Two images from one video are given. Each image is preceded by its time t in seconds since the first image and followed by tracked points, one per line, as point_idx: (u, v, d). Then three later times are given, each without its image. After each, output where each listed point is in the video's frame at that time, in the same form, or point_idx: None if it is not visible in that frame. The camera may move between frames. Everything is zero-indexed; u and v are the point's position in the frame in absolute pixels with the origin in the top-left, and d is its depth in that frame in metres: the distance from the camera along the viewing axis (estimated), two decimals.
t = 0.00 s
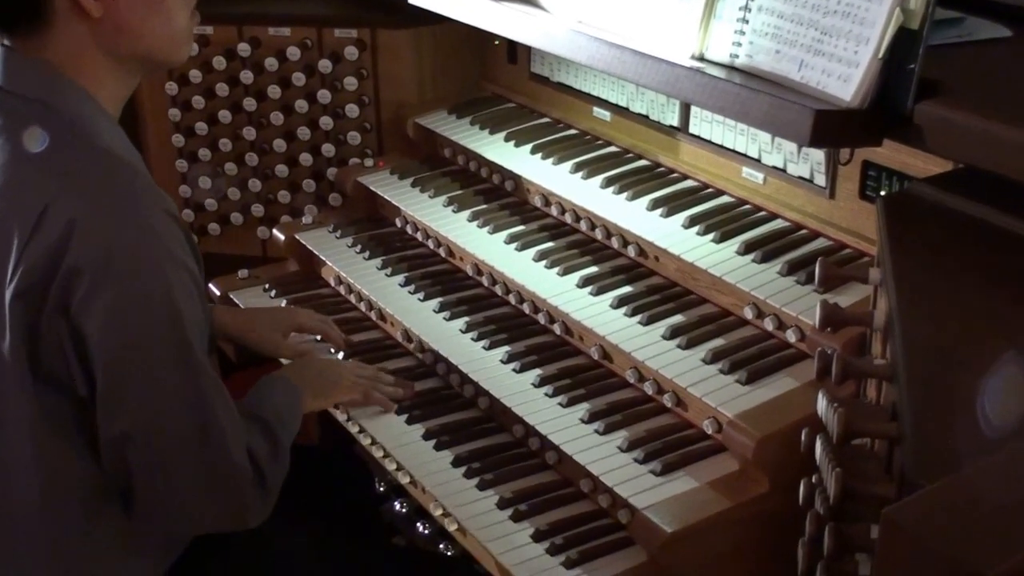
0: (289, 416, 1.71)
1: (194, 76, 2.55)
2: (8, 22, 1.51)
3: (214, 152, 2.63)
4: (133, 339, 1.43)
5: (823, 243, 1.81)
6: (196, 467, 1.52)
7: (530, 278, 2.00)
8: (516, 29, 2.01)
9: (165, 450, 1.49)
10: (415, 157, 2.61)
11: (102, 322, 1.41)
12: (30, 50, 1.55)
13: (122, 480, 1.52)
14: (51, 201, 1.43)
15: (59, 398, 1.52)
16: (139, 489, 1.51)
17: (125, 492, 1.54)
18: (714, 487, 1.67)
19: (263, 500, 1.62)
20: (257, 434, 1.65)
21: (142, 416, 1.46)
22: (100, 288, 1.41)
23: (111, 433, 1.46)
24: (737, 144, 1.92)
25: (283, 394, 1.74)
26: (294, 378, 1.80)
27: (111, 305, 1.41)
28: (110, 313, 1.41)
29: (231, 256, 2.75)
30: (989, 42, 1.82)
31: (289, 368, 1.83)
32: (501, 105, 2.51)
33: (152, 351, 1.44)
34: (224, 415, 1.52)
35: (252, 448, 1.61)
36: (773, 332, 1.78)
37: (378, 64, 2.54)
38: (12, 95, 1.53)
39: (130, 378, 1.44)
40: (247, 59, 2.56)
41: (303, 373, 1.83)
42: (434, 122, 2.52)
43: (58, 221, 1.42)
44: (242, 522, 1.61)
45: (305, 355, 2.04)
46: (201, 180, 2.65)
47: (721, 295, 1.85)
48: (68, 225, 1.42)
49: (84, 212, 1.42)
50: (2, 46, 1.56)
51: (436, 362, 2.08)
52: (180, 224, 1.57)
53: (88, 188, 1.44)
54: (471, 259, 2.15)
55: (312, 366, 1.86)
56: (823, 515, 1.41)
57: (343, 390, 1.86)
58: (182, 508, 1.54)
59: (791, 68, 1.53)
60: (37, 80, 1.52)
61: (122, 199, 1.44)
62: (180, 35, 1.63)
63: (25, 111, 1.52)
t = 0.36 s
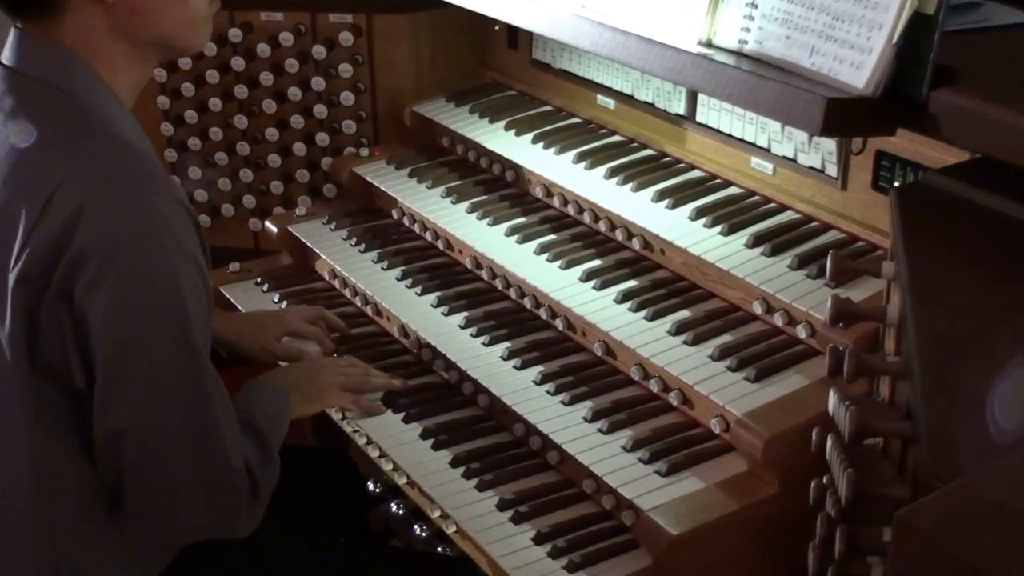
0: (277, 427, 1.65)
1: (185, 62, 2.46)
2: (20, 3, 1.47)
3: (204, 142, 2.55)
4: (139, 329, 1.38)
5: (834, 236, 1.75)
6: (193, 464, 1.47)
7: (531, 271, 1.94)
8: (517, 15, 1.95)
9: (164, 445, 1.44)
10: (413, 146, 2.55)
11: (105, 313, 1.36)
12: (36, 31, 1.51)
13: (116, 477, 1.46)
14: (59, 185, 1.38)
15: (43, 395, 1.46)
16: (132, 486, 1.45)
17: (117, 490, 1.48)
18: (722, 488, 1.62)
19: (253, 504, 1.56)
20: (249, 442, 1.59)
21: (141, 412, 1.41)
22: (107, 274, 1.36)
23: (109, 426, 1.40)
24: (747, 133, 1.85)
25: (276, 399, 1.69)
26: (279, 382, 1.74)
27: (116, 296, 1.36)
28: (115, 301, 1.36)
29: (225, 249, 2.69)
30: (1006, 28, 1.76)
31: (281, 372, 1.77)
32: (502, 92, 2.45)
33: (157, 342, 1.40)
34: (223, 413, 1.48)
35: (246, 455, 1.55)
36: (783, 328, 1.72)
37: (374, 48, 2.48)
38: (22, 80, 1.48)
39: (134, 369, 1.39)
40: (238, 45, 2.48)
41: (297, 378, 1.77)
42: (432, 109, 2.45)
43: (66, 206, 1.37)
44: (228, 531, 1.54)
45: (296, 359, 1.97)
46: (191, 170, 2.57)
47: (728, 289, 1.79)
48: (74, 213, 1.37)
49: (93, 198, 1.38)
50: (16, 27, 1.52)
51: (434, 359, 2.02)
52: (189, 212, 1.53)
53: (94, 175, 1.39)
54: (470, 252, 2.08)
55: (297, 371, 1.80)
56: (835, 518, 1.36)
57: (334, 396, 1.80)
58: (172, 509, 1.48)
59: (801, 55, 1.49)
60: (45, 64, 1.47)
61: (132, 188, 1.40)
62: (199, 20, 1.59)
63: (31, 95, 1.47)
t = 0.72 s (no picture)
0: (272, 427, 1.59)
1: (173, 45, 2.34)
2: None
3: (193, 128, 2.42)
4: (136, 319, 1.33)
5: (849, 227, 1.69)
6: (185, 460, 1.41)
7: (533, 263, 1.88)
8: None
9: (158, 439, 1.38)
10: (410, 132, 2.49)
11: (101, 302, 1.31)
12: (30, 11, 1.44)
13: (105, 474, 1.40)
14: (57, 168, 1.33)
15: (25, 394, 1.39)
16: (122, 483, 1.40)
17: (105, 488, 1.43)
18: (730, 488, 1.56)
19: (243, 504, 1.50)
20: (240, 446, 1.53)
21: (135, 405, 1.36)
22: (104, 261, 1.31)
23: (99, 418, 1.35)
24: (757, 120, 1.79)
25: (265, 403, 1.63)
26: (267, 392, 1.67)
27: (113, 285, 1.32)
28: (110, 289, 1.32)
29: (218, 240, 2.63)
30: None
31: (270, 376, 1.72)
32: (502, 77, 2.38)
33: (153, 333, 1.35)
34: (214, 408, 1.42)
35: (239, 459, 1.49)
36: (794, 322, 1.66)
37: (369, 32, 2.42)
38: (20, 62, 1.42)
39: (129, 361, 1.34)
40: (229, 28, 2.36)
41: (288, 376, 1.73)
42: (428, 94, 2.40)
43: (63, 189, 1.32)
44: (213, 537, 1.48)
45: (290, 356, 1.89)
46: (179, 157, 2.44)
47: (737, 281, 1.73)
48: (72, 197, 1.32)
49: (92, 182, 1.33)
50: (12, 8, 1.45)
51: (431, 354, 1.95)
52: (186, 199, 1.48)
53: (91, 158, 1.34)
54: (469, 243, 2.02)
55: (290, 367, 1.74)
56: (847, 517, 1.30)
57: (328, 393, 1.74)
58: (160, 509, 1.42)
59: (814, 38, 1.43)
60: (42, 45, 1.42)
61: (130, 172, 1.35)
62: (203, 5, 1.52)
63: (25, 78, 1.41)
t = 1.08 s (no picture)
0: (261, 411, 1.53)
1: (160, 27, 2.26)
2: None
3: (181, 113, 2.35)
4: (122, 306, 1.28)
5: (861, 215, 1.63)
6: (174, 452, 1.36)
7: (534, 252, 1.82)
8: None
9: (147, 429, 1.33)
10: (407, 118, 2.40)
11: (88, 288, 1.26)
12: None
13: (92, 465, 1.35)
14: (40, 148, 1.27)
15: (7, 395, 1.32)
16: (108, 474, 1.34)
17: (89, 478, 1.37)
18: (737, 485, 1.51)
19: (235, 496, 1.45)
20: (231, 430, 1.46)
21: (123, 394, 1.31)
22: (89, 247, 1.26)
23: (87, 408, 1.30)
24: (765, 104, 1.72)
25: (253, 388, 1.57)
26: (262, 376, 1.62)
27: (99, 271, 1.26)
28: (97, 275, 1.26)
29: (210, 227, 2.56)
30: None
31: (261, 361, 1.66)
32: (502, 59, 2.30)
33: (140, 321, 1.29)
34: (206, 397, 1.37)
35: (229, 441, 1.43)
36: (803, 313, 1.60)
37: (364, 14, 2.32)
38: None
39: (115, 349, 1.29)
40: (219, 9, 2.27)
41: (278, 365, 1.67)
42: (425, 77, 2.32)
43: (44, 172, 1.26)
44: (204, 525, 1.43)
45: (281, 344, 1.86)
46: (167, 143, 2.34)
47: (745, 271, 1.67)
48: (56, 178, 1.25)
49: (74, 164, 1.26)
50: None
51: (428, 346, 1.89)
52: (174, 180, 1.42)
53: (75, 138, 1.28)
54: (468, 231, 1.96)
55: (280, 358, 1.68)
56: (858, 515, 1.24)
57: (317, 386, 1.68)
58: (148, 502, 1.37)
59: (825, 20, 1.38)
60: (20, 21, 1.37)
61: (115, 152, 1.28)
62: None
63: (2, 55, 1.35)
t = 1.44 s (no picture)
0: (254, 414, 1.48)
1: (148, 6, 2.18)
2: None
3: (170, 95, 2.26)
4: (109, 298, 1.22)
5: (875, 202, 1.57)
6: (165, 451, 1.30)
7: (536, 241, 1.76)
8: None
9: (137, 426, 1.27)
10: (404, 101, 2.31)
11: (72, 280, 1.20)
12: None
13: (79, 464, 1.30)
14: (21, 133, 1.21)
15: None
16: (95, 472, 1.30)
17: (74, 475, 1.32)
18: (747, 483, 1.45)
19: (227, 494, 1.39)
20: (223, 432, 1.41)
21: (110, 390, 1.25)
22: (76, 234, 1.20)
23: (72, 404, 1.24)
24: (776, 87, 1.65)
25: (243, 383, 1.52)
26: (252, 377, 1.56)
27: (84, 261, 1.20)
28: (82, 265, 1.20)
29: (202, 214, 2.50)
30: None
31: (252, 354, 1.61)
32: (502, 40, 2.22)
33: (128, 314, 1.23)
34: (196, 393, 1.31)
35: (222, 441, 1.38)
36: (815, 305, 1.54)
37: None
38: None
39: (103, 343, 1.23)
40: None
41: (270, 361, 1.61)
42: (422, 59, 2.23)
43: (29, 154, 1.20)
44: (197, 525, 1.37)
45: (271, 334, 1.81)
46: (154, 128, 2.26)
47: (755, 261, 1.61)
48: (39, 164, 1.20)
49: (60, 147, 1.20)
50: None
51: (425, 338, 1.85)
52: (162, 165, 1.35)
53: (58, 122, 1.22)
54: (467, 219, 1.90)
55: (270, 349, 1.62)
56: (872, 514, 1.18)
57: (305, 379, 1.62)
58: (136, 503, 1.32)
59: None
60: None
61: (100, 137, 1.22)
62: None
63: None
